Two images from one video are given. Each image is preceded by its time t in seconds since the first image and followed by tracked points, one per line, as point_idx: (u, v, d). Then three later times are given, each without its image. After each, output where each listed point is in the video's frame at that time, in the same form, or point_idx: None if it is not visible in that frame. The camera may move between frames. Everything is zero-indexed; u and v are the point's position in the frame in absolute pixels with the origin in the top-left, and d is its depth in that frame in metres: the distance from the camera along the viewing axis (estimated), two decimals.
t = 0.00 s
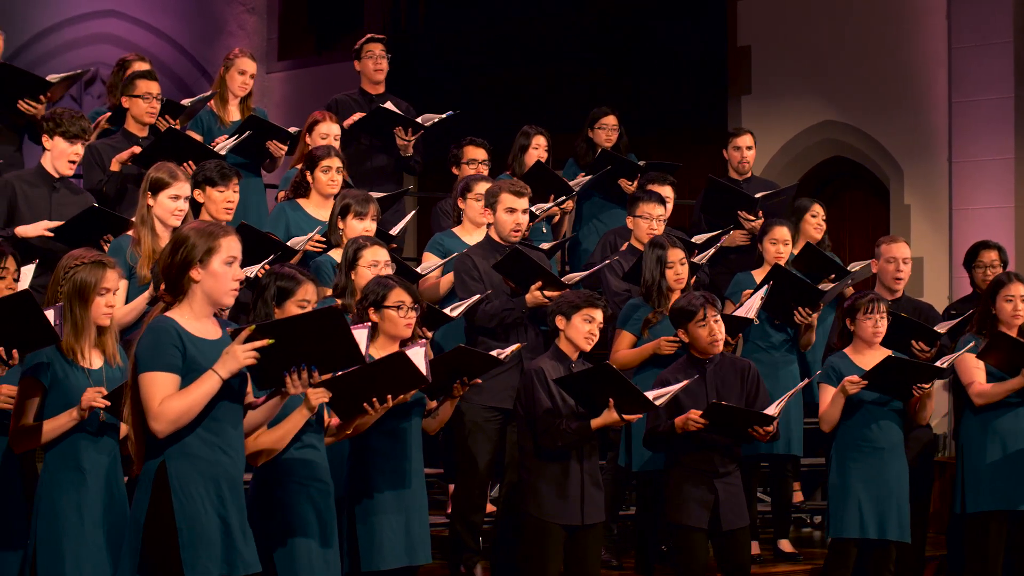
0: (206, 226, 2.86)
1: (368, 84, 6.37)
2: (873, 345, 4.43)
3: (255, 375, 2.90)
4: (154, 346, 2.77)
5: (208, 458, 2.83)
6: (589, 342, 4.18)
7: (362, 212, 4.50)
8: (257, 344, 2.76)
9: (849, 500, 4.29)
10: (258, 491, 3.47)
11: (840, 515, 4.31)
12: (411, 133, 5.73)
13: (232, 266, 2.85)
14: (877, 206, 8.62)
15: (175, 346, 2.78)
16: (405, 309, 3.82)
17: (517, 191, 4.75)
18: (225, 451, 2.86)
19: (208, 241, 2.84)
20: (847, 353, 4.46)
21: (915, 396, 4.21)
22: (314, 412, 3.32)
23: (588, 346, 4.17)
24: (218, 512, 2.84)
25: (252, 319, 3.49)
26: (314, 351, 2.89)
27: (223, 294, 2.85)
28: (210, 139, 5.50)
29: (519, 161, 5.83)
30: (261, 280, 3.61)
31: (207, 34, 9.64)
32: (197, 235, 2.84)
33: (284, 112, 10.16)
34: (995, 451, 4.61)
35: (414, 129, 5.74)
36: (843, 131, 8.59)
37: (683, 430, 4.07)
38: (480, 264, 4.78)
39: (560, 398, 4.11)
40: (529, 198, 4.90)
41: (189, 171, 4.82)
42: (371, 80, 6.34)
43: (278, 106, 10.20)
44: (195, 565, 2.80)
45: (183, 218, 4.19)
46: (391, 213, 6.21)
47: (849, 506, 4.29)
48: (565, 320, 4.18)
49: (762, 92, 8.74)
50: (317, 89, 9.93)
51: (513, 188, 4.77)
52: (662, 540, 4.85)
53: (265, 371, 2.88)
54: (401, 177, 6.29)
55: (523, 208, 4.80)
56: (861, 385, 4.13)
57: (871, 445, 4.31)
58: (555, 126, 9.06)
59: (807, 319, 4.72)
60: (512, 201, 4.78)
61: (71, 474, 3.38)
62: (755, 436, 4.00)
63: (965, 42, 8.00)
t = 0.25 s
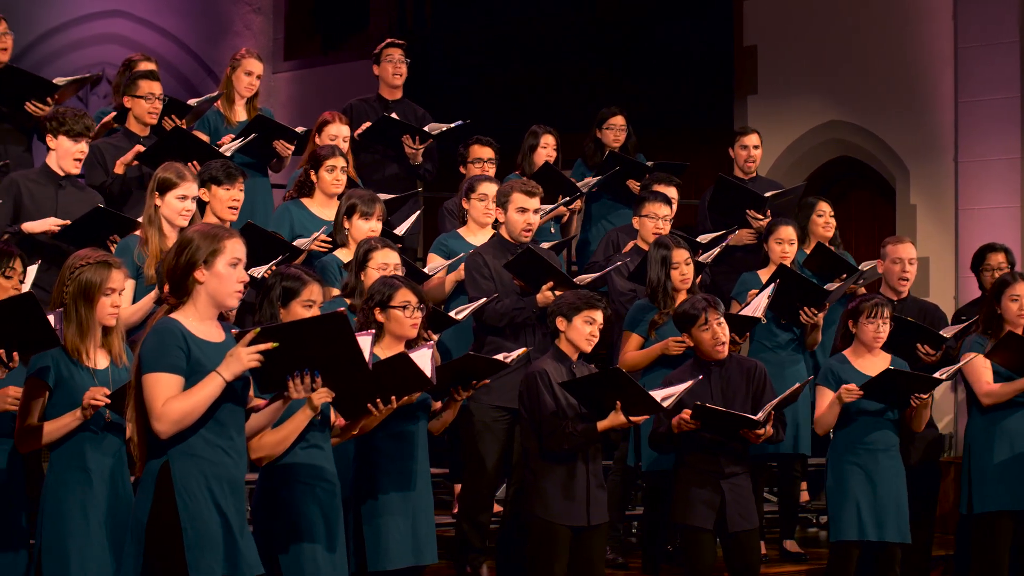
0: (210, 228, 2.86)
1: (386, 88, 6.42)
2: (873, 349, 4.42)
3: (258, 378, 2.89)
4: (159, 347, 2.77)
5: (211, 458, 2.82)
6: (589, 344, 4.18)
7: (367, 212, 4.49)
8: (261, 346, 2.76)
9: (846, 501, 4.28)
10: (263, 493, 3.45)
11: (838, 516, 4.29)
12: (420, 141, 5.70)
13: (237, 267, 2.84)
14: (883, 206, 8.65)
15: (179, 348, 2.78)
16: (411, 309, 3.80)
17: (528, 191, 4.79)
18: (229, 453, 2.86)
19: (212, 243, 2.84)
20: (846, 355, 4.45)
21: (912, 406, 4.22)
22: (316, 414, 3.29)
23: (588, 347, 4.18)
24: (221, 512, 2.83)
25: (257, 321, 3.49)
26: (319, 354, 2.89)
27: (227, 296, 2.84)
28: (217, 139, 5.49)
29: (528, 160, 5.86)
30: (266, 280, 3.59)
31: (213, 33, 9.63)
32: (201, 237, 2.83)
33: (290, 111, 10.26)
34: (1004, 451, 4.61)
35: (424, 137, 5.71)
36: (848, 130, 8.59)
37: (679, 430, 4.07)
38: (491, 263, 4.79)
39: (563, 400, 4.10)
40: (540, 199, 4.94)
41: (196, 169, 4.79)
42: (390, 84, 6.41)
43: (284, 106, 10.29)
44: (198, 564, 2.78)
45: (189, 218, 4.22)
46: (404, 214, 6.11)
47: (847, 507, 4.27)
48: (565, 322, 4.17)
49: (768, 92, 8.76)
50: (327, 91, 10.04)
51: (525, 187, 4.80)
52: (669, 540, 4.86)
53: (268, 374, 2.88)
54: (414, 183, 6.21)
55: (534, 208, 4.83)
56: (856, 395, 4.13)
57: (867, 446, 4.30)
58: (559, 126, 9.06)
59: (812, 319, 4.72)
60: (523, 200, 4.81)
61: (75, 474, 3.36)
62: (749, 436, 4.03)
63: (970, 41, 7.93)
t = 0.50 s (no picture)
0: (215, 229, 2.85)
1: (398, 90, 6.41)
2: (868, 351, 4.43)
3: (262, 381, 2.91)
4: (164, 347, 2.76)
5: (215, 457, 2.82)
6: (590, 342, 4.18)
7: (372, 212, 4.51)
8: (268, 348, 2.75)
9: (839, 502, 4.26)
10: (266, 493, 3.44)
11: (831, 518, 4.28)
12: (426, 146, 5.72)
13: (242, 268, 2.85)
14: (887, 205, 8.71)
15: (185, 347, 2.78)
16: (415, 309, 3.79)
17: (538, 192, 4.82)
18: (232, 452, 2.86)
19: (217, 244, 2.83)
20: (841, 356, 4.46)
21: (905, 413, 4.20)
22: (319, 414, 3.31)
23: (588, 345, 4.17)
24: (225, 512, 2.83)
25: (263, 321, 3.50)
26: (326, 358, 2.89)
27: (232, 296, 2.85)
28: (223, 139, 5.50)
29: (534, 160, 5.87)
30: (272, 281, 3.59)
31: (217, 32, 9.54)
32: (206, 238, 2.82)
33: (295, 111, 10.39)
34: (1011, 451, 4.60)
35: (429, 143, 5.74)
36: (855, 130, 8.66)
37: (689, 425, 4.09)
38: (499, 262, 4.78)
39: (567, 398, 4.08)
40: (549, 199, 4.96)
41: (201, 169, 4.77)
42: (402, 87, 6.38)
43: (289, 105, 10.39)
44: (203, 564, 2.78)
45: (195, 218, 4.18)
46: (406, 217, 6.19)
47: (840, 508, 4.26)
48: (565, 322, 4.17)
49: (773, 92, 8.87)
50: (335, 92, 10.25)
51: (535, 188, 4.82)
52: (674, 540, 4.87)
53: (272, 378, 2.89)
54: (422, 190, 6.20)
55: (543, 210, 4.85)
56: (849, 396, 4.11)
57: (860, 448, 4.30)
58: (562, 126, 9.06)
59: (817, 318, 4.71)
60: (532, 202, 4.84)
61: (77, 474, 3.36)
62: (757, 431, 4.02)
63: (975, 41, 8.00)
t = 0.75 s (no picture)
0: (218, 223, 2.86)
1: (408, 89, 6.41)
2: (860, 347, 4.42)
3: (269, 375, 2.90)
4: (171, 342, 2.76)
5: (222, 453, 2.82)
6: (591, 342, 4.17)
7: (376, 213, 4.49)
8: (275, 341, 2.78)
9: (834, 501, 4.26)
10: (270, 492, 3.42)
11: (824, 520, 4.26)
12: (431, 144, 5.68)
13: (246, 263, 2.85)
14: (892, 205, 8.84)
15: (192, 342, 2.78)
16: (421, 309, 3.78)
17: (543, 192, 4.86)
18: (238, 449, 2.86)
19: (221, 239, 2.83)
20: (833, 352, 4.46)
21: (901, 406, 4.20)
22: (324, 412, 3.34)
23: (590, 345, 4.16)
24: (233, 509, 2.83)
25: (269, 315, 3.54)
26: (320, 348, 2.86)
27: (237, 290, 2.85)
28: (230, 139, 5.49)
29: (538, 161, 5.88)
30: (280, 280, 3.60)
31: (221, 33, 9.51)
32: (210, 233, 2.82)
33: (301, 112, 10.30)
34: (1017, 452, 4.60)
35: (435, 141, 5.69)
36: (859, 130, 8.77)
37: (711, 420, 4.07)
38: (501, 262, 4.79)
39: (572, 400, 4.07)
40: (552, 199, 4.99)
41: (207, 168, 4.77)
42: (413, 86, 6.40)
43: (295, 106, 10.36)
44: (213, 562, 2.78)
45: (200, 218, 4.18)
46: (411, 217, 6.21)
47: (834, 508, 4.25)
48: (564, 324, 4.16)
49: (777, 92, 8.74)
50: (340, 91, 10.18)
51: (540, 188, 4.87)
52: (679, 540, 4.87)
53: (277, 373, 2.87)
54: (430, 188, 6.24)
55: (547, 209, 4.90)
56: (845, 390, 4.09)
57: (852, 447, 4.31)
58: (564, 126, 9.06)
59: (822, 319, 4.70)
60: (536, 201, 4.88)
61: (81, 475, 3.31)
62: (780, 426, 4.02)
63: (981, 43, 8.42)
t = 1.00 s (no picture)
0: (218, 222, 2.86)
1: (413, 84, 6.40)
2: (854, 344, 4.42)
3: (273, 373, 2.90)
4: (174, 344, 2.76)
5: (227, 453, 2.82)
6: (591, 343, 4.18)
7: (378, 213, 4.50)
8: (278, 341, 2.77)
9: (831, 501, 4.26)
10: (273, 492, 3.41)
11: (821, 522, 4.26)
12: (436, 138, 5.71)
13: (247, 263, 2.85)
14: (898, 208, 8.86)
15: (195, 344, 2.78)
16: (426, 309, 3.78)
17: (542, 189, 4.82)
18: (244, 448, 2.86)
19: (221, 238, 2.83)
20: (827, 350, 4.46)
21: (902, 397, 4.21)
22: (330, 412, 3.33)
23: (590, 346, 4.17)
24: (239, 509, 2.83)
25: (273, 315, 3.52)
26: (324, 346, 2.86)
27: (239, 289, 2.85)
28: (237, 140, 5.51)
29: (539, 161, 5.88)
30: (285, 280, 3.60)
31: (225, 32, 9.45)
32: (211, 232, 2.83)
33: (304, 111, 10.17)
34: None
35: (439, 134, 5.72)
36: (862, 131, 8.81)
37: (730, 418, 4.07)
38: (502, 261, 4.79)
39: (575, 403, 4.06)
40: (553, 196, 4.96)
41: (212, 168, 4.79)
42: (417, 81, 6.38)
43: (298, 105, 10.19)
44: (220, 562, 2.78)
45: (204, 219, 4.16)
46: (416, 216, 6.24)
47: (832, 509, 4.25)
48: (564, 326, 4.17)
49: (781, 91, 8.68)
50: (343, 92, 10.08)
51: (539, 186, 4.83)
52: (682, 540, 4.88)
53: (281, 371, 2.88)
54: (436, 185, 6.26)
55: (548, 207, 4.86)
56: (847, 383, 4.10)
57: (849, 446, 4.31)
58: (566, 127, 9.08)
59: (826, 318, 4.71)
60: (537, 199, 4.84)
61: (83, 473, 3.29)
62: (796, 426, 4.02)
63: (984, 43, 8.60)
